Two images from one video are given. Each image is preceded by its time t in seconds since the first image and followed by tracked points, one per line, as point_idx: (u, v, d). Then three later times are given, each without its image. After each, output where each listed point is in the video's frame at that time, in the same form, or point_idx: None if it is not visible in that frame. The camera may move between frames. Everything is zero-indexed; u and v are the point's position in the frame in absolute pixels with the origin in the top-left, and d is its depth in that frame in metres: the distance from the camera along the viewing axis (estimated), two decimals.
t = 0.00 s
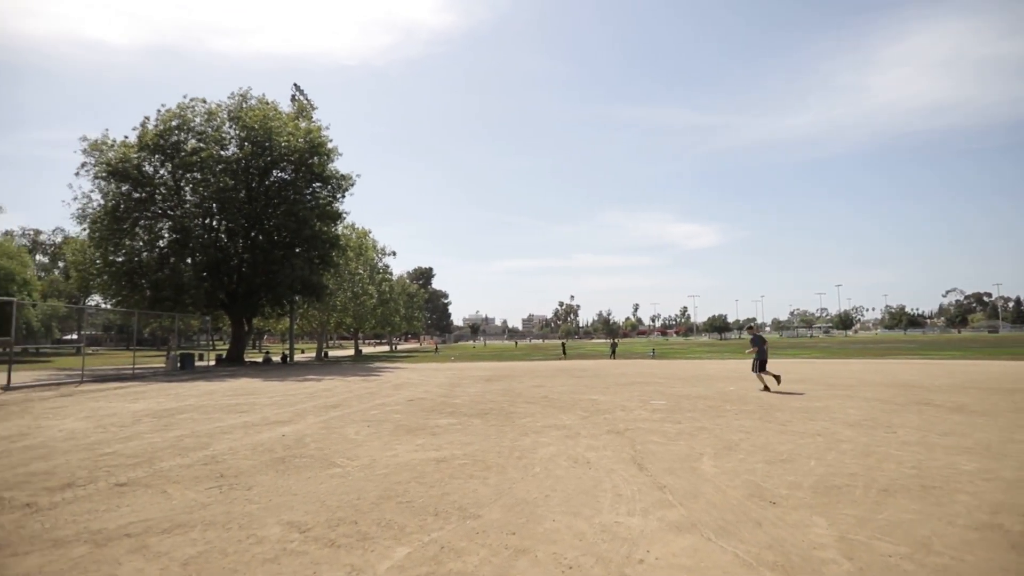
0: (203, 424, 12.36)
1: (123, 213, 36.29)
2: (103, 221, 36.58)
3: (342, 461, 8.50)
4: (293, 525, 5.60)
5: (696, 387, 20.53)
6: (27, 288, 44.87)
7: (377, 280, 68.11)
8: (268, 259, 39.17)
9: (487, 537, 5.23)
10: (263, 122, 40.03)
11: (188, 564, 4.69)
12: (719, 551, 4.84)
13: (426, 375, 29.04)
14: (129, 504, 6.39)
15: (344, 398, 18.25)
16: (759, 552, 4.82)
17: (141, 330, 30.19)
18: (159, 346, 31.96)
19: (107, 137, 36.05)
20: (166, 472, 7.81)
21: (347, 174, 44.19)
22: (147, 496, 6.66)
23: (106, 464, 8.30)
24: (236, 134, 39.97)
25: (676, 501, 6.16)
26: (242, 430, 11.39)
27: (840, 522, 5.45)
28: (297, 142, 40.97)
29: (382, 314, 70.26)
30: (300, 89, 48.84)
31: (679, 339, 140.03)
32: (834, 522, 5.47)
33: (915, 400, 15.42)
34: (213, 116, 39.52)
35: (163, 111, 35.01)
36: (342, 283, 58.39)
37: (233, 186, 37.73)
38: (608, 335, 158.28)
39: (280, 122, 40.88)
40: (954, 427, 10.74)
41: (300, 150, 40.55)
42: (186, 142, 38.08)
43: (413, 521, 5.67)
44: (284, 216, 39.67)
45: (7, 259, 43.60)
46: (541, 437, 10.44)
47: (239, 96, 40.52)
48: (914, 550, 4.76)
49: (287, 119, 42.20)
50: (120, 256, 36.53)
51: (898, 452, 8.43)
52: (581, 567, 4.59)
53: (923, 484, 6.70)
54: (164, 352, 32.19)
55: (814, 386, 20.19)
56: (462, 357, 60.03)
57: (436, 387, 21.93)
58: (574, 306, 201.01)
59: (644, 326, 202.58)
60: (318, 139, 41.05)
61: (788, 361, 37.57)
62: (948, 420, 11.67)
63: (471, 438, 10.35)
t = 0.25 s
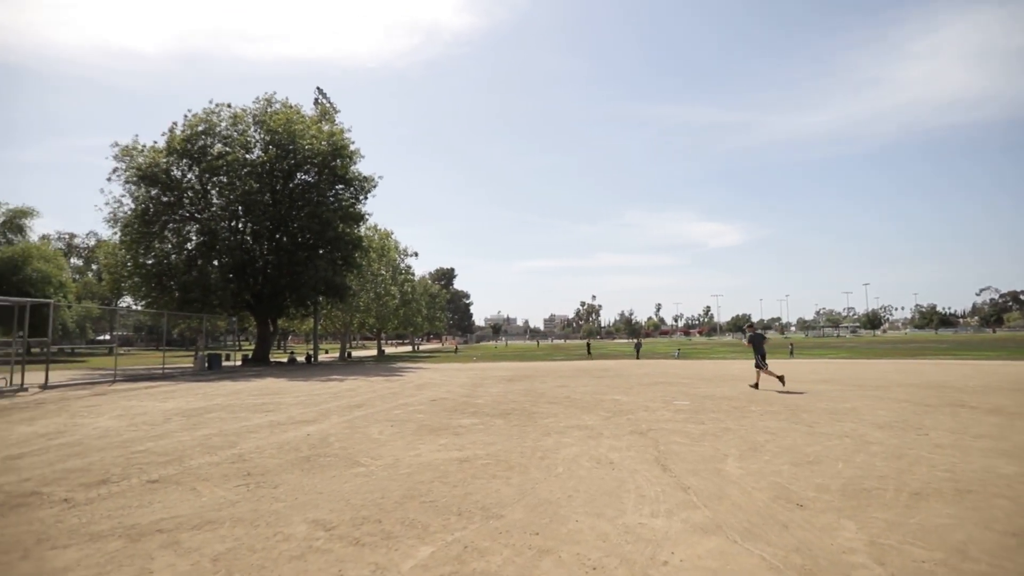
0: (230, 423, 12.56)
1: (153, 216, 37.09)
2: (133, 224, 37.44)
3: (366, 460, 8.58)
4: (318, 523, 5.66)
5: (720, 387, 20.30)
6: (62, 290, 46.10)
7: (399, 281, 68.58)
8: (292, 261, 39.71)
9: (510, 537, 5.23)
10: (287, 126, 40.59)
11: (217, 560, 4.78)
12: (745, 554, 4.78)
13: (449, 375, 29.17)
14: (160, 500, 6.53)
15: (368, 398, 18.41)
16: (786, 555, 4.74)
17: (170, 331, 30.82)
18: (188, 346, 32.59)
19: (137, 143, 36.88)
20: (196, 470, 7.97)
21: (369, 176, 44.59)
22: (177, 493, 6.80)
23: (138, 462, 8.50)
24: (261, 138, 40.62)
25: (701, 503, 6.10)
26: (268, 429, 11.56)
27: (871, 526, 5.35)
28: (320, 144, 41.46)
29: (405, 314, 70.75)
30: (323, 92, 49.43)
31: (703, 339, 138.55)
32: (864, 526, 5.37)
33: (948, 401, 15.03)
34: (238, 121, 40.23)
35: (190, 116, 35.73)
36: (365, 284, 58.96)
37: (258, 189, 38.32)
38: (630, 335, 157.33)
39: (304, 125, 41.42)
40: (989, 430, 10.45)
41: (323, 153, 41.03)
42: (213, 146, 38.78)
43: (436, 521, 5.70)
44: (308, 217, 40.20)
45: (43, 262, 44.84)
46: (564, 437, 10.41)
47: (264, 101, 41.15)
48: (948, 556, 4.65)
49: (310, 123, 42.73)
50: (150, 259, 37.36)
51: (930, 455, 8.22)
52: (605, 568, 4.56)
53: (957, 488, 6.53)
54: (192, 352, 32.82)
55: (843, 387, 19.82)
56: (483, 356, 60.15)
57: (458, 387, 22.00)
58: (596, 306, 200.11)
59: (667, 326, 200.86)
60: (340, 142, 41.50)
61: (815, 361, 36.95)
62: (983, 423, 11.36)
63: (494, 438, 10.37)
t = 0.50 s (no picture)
0: (256, 423, 12.74)
1: (180, 220, 37.84)
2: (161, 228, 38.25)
3: (389, 460, 8.64)
4: (343, 522, 5.73)
5: (744, 387, 20.04)
6: (94, 293, 47.23)
7: (420, 282, 68.99)
8: (315, 263, 40.20)
9: (533, 538, 5.22)
10: (309, 130, 41.11)
11: (245, 557, 4.85)
12: (772, 557, 4.71)
13: (470, 376, 29.28)
14: (190, 498, 6.66)
15: (390, 398, 18.55)
16: (814, 559, 4.67)
17: (197, 333, 31.41)
18: (214, 347, 33.15)
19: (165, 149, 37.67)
20: (224, 469, 8.10)
21: (390, 178, 44.94)
22: (206, 491, 6.92)
23: (168, 460, 8.67)
24: (284, 142, 41.20)
25: (726, 505, 6.03)
26: (293, 429, 11.71)
27: (902, 530, 5.23)
28: (342, 148, 41.92)
29: (426, 315, 71.18)
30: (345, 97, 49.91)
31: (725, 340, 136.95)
32: (895, 530, 5.26)
33: (981, 403, 14.64)
34: (262, 126, 40.86)
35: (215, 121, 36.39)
36: (387, 285, 59.46)
37: (281, 193, 38.87)
38: (651, 336, 156.20)
39: (326, 129, 41.91)
40: None
41: (345, 156, 41.46)
42: (237, 151, 39.45)
43: (459, 521, 5.72)
44: (330, 220, 40.68)
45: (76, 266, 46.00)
46: (586, 438, 10.37)
47: (287, 105, 41.73)
48: (985, 563, 4.52)
49: (333, 126, 43.24)
50: (177, 262, 38.11)
51: (963, 459, 8.02)
52: (629, 570, 4.53)
53: (992, 493, 6.36)
54: (218, 354, 33.39)
55: (870, 387, 19.44)
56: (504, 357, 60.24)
57: (479, 387, 22.05)
58: (617, 307, 199.12)
59: (689, 326, 198.94)
60: (362, 145, 41.88)
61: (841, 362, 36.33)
62: (1017, 425, 11.06)
63: (516, 439, 10.37)
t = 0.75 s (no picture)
0: (280, 422, 12.91)
1: (205, 223, 38.51)
2: (188, 231, 38.98)
3: (412, 460, 8.69)
4: (367, 521, 5.77)
5: (768, 388, 19.77)
6: (123, 295, 48.29)
7: (441, 283, 69.29)
8: (337, 264, 40.62)
9: (556, 538, 5.21)
10: (331, 133, 41.60)
11: (272, 555, 4.91)
12: (800, 561, 4.63)
13: (491, 376, 29.33)
14: (218, 496, 6.77)
15: (412, 398, 18.66)
16: (843, 563, 4.58)
17: (222, 334, 31.93)
18: (239, 348, 33.64)
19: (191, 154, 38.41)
20: (250, 468, 8.22)
21: (411, 180, 45.25)
22: (233, 490, 7.03)
23: (196, 459, 8.83)
24: (306, 146, 41.71)
25: (752, 507, 5.95)
26: (316, 429, 11.83)
27: (935, 535, 5.11)
28: (362, 150, 42.33)
29: (446, 316, 71.51)
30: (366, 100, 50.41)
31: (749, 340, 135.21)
32: (928, 534, 5.13)
33: (1015, 404, 14.24)
34: (284, 129, 41.41)
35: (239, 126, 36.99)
36: (407, 286, 59.85)
37: (303, 196, 39.36)
38: (673, 336, 154.96)
39: (347, 132, 42.37)
40: None
41: (366, 158, 41.86)
42: (261, 155, 40.06)
43: (482, 520, 5.73)
44: (351, 222, 41.08)
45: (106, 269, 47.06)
46: (608, 438, 10.32)
47: (308, 109, 42.27)
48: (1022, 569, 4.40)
49: (353, 129, 43.69)
50: (203, 265, 38.79)
51: (998, 462, 7.81)
52: (653, 571, 4.49)
53: None
54: (243, 354, 33.91)
55: (899, 388, 19.05)
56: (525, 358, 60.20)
57: (500, 388, 22.07)
58: (638, 306, 197.88)
59: (711, 326, 196.79)
60: (382, 147, 42.25)
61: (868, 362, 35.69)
62: None
63: (538, 439, 10.36)
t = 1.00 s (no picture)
0: (303, 423, 13.06)
1: (228, 227, 39.11)
2: (211, 235, 39.61)
3: (433, 461, 8.71)
4: (390, 521, 5.80)
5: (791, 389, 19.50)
6: (150, 298, 49.21)
7: (460, 284, 69.53)
8: (357, 266, 40.99)
9: (578, 540, 5.19)
10: (350, 136, 42.02)
11: (297, 554, 4.96)
12: (828, 565, 4.55)
13: (510, 377, 29.34)
14: (243, 495, 6.85)
15: (432, 399, 18.75)
16: (873, 568, 4.49)
17: (245, 335, 32.38)
18: (261, 350, 34.07)
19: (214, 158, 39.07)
20: (274, 468, 8.32)
21: (429, 182, 45.51)
22: (258, 489, 7.12)
23: (222, 459, 8.96)
24: (326, 149, 42.14)
25: (777, 509, 5.87)
26: (338, 429, 11.94)
27: (968, 540, 4.98)
28: (381, 153, 42.68)
29: (465, 317, 71.75)
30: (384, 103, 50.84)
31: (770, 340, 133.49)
32: (961, 540, 5.01)
33: None
34: (305, 133, 41.89)
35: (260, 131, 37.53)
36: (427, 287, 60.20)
37: (324, 199, 39.80)
38: (692, 336, 153.55)
39: (366, 135, 42.76)
40: None
41: (385, 161, 42.21)
42: (282, 159, 40.59)
43: (504, 521, 5.72)
44: (371, 224, 41.47)
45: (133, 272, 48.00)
46: (629, 439, 10.25)
47: (328, 113, 42.74)
48: None
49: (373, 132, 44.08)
50: (226, 268, 39.38)
51: None
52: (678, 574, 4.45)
53: None
54: (265, 356, 34.33)
55: (927, 389, 18.66)
56: (544, 359, 60.12)
57: (520, 388, 22.06)
58: (658, 306, 196.44)
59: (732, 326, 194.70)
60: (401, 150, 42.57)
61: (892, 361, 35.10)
62: None
63: (558, 440, 10.33)
